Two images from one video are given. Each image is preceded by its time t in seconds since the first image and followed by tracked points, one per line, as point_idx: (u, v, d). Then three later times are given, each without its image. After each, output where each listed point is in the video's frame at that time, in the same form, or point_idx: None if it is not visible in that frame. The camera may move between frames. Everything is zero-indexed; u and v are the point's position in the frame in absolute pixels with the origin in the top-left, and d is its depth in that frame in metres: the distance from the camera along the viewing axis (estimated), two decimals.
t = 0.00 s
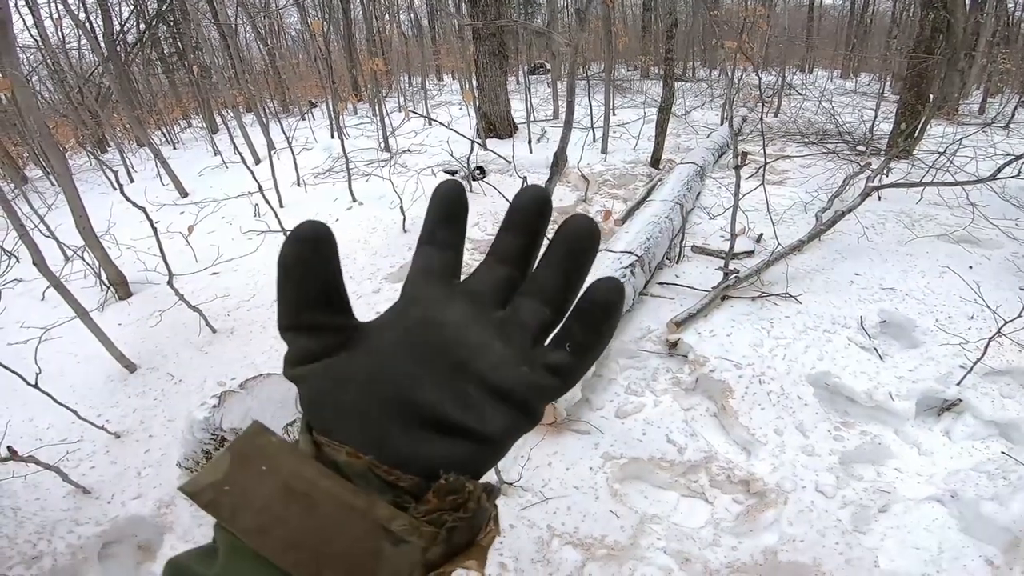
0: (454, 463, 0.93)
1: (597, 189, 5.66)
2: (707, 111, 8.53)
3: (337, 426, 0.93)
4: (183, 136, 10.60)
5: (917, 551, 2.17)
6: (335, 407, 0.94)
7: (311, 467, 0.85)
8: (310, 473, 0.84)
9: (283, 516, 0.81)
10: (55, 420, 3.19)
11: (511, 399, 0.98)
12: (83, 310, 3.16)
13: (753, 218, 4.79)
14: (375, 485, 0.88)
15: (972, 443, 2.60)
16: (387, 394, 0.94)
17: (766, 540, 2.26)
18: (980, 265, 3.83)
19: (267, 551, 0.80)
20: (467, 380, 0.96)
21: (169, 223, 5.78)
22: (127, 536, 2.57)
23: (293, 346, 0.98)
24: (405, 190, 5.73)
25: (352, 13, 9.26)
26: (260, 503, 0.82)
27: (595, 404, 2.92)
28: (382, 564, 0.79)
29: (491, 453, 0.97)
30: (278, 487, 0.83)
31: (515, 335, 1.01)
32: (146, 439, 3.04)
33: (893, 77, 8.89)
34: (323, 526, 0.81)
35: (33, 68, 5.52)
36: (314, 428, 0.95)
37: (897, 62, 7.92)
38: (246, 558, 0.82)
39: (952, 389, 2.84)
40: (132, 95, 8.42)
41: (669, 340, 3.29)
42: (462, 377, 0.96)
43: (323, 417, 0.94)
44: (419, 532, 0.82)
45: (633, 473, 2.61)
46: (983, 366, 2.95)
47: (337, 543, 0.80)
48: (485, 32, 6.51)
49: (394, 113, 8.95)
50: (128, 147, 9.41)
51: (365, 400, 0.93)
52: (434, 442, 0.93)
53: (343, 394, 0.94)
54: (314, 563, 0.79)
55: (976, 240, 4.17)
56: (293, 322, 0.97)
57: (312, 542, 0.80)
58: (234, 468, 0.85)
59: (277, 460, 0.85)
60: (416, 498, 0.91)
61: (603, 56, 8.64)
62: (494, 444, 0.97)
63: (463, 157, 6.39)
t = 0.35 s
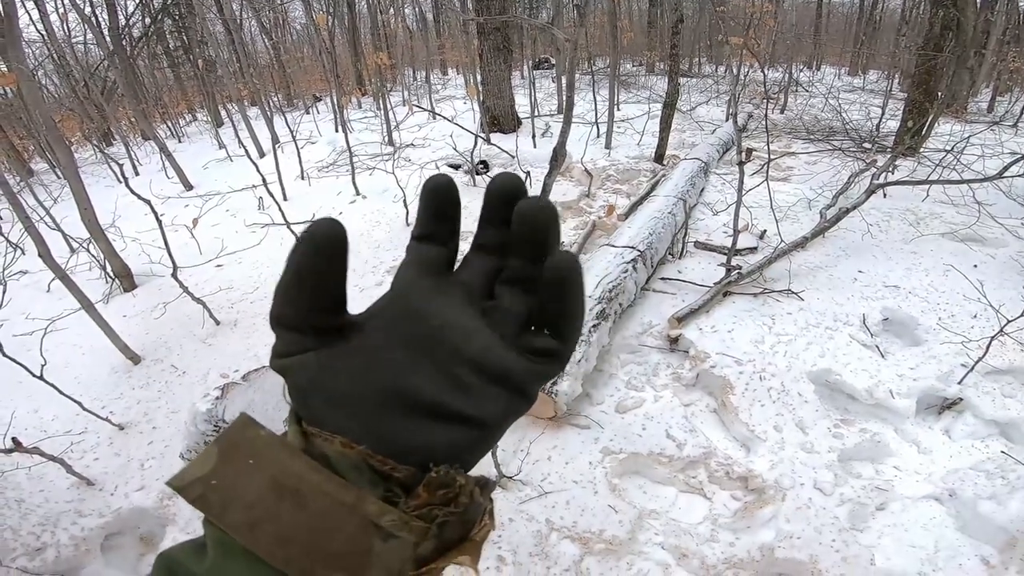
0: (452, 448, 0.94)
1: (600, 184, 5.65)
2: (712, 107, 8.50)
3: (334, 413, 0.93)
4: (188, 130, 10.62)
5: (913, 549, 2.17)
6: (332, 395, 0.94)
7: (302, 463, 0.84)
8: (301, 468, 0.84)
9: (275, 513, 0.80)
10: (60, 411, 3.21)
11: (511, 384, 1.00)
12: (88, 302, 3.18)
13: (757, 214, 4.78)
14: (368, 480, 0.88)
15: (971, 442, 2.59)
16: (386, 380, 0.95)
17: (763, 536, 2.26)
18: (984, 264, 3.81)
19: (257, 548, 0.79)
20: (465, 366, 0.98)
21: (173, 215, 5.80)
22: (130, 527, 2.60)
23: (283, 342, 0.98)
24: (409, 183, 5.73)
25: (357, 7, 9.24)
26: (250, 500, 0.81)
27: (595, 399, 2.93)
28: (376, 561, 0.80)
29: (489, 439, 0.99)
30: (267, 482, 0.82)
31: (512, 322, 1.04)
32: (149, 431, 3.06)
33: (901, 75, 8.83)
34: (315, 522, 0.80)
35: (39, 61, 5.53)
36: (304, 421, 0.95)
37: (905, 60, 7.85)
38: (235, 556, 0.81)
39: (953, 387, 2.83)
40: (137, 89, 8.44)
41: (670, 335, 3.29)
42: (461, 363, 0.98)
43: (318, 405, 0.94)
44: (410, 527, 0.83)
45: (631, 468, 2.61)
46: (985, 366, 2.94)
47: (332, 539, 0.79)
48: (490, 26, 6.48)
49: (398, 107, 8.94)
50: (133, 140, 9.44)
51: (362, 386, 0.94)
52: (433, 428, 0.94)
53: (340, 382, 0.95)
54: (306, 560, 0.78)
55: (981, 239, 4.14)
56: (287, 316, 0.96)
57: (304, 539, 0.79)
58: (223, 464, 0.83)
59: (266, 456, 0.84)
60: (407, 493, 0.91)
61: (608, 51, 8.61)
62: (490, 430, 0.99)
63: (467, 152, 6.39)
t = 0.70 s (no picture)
0: (452, 451, 0.95)
1: (604, 180, 5.63)
2: (718, 103, 8.47)
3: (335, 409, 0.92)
4: (193, 126, 10.64)
5: (917, 547, 2.16)
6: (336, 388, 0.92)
7: (293, 460, 0.83)
8: (293, 464, 0.83)
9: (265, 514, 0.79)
10: (66, 407, 3.22)
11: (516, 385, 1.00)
12: (94, 298, 3.19)
13: (762, 210, 4.75)
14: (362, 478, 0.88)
15: (976, 440, 2.58)
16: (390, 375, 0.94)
17: (767, 534, 2.26)
18: (991, 261, 3.78)
19: (246, 548, 0.78)
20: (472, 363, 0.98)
21: (178, 211, 5.81)
22: (136, 523, 2.61)
23: (278, 327, 0.93)
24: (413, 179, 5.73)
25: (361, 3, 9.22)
26: (240, 499, 0.80)
27: (599, 395, 2.92)
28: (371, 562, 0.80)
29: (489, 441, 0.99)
30: (257, 480, 0.81)
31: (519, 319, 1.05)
32: (155, 427, 3.07)
33: (908, 71, 8.76)
34: (307, 522, 0.80)
35: (44, 59, 5.54)
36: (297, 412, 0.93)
37: (912, 57, 7.80)
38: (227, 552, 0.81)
39: (959, 385, 2.82)
40: (142, 86, 8.45)
41: (675, 332, 3.29)
42: (467, 359, 0.98)
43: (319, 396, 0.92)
44: (406, 528, 0.83)
45: (635, 465, 2.61)
46: (991, 363, 2.92)
47: (328, 540, 0.79)
48: (494, 22, 6.46)
49: (402, 102, 8.93)
50: (138, 136, 9.46)
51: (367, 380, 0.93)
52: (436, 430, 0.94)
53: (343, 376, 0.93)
54: (298, 560, 0.78)
55: (988, 236, 4.12)
56: (275, 301, 0.90)
57: (297, 539, 0.79)
58: (212, 460, 0.82)
59: (256, 452, 0.83)
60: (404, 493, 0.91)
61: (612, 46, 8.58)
62: (492, 432, 0.99)
63: (471, 147, 6.38)
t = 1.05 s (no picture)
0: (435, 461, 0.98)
1: (606, 179, 5.62)
2: (720, 102, 8.45)
3: (328, 427, 0.95)
4: (195, 124, 10.64)
5: (916, 549, 2.16)
6: (329, 399, 0.97)
7: (279, 481, 0.87)
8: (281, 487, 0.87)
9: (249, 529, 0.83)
10: (67, 406, 3.23)
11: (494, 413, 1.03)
12: (95, 296, 3.19)
13: (764, 210, 4.74)
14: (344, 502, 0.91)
15: (977, 442, 2.56)
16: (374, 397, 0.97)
17: (766, 535, 2.25)
18: (994, 262, 3.77)
19: (228, 560, 0.81)
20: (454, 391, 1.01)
21: (179, 209, 5.81)
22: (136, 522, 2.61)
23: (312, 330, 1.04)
24: (414, 177, 5.73)
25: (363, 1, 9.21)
26: (225, 513, 0.83)
27: (599, 395, 2.93)
28: None
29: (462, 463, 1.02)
30: (242, 497, 0.84)
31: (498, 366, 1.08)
32: (156, 425, 3.07)
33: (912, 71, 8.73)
34: (289, 540, 0.83)
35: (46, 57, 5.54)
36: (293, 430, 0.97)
37: (916, 56, 7.78)
38: (205, 564, 0.83)
39: (960, 386, 2.81)
40: (144, 84, 8.45)
41: (675, 332, 3.29)
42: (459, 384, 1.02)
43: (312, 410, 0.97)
44: (382, 551, 0.85)
45: (635, 465, 2.61)
46: (993, 365, 2.91)
47: (307, 558, 0.83)
48: (495, 20, 6.45)
49: (404, 101, 8.93)
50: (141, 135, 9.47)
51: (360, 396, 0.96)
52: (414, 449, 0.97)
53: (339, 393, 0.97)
54: None
55: (991, 236, 4.10)
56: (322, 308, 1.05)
57: (278, 553, 0.82)
58: (201, 472, 0.86)
59: (245, 470, 0.87)
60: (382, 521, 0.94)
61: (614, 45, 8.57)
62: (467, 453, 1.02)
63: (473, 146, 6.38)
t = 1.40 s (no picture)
0: None
1: (611, 178, 5.61)
2: (725, 101, 8.42)
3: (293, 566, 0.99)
4: (200, 124, 10.67)
5: (926, 551, 2.13)
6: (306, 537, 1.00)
7: None
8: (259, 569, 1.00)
9: None
10: (73, 406, 3.24)
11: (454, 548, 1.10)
12: (101, 296, 3.19)
13: (771, 210, 4.72)
14: None
15: (989, 443, 2.53)
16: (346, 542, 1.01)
17: (774, 538, 2.23)
18: (1005, 262, 3.73)
19: None
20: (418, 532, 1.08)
21: (185, 209, 5.83)
22: (140, 522, 2.62)
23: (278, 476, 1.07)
24: (419, 177, 5.73)
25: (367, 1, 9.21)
26: None
27: (605, 397, 2.92)
28: None
29: None
30: None
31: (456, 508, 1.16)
32: (161, 426, 3.08)
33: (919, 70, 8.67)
34: None
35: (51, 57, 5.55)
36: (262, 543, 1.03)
37: (924, 55, 7.73)
38: None
39: (971, 388, 2.78)
40: (149, 83, 8.47)
41: (682, 333, 3.27)
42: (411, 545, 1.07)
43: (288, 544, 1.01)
44: None
45: (642, 467, 2.60)
46: (1004, 366, 2.87)
47: None
48: (499, 19, 6.44)
49: (408, 100, 8.93)
50: (146, 135, 9.50)
51: (330, 540, 1.01)
52: None
53: (309, 538, 1.01)
54: None
55: (1001, 236, 4.07)
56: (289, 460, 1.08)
57: None
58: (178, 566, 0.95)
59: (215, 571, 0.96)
60: None
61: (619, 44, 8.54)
62: None
63: (477, 145, 6.37)
